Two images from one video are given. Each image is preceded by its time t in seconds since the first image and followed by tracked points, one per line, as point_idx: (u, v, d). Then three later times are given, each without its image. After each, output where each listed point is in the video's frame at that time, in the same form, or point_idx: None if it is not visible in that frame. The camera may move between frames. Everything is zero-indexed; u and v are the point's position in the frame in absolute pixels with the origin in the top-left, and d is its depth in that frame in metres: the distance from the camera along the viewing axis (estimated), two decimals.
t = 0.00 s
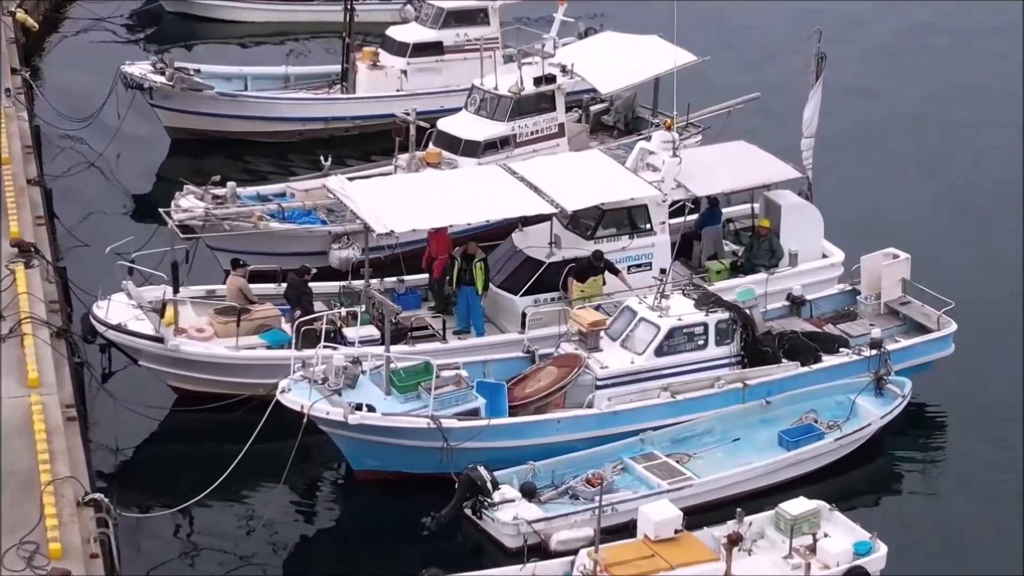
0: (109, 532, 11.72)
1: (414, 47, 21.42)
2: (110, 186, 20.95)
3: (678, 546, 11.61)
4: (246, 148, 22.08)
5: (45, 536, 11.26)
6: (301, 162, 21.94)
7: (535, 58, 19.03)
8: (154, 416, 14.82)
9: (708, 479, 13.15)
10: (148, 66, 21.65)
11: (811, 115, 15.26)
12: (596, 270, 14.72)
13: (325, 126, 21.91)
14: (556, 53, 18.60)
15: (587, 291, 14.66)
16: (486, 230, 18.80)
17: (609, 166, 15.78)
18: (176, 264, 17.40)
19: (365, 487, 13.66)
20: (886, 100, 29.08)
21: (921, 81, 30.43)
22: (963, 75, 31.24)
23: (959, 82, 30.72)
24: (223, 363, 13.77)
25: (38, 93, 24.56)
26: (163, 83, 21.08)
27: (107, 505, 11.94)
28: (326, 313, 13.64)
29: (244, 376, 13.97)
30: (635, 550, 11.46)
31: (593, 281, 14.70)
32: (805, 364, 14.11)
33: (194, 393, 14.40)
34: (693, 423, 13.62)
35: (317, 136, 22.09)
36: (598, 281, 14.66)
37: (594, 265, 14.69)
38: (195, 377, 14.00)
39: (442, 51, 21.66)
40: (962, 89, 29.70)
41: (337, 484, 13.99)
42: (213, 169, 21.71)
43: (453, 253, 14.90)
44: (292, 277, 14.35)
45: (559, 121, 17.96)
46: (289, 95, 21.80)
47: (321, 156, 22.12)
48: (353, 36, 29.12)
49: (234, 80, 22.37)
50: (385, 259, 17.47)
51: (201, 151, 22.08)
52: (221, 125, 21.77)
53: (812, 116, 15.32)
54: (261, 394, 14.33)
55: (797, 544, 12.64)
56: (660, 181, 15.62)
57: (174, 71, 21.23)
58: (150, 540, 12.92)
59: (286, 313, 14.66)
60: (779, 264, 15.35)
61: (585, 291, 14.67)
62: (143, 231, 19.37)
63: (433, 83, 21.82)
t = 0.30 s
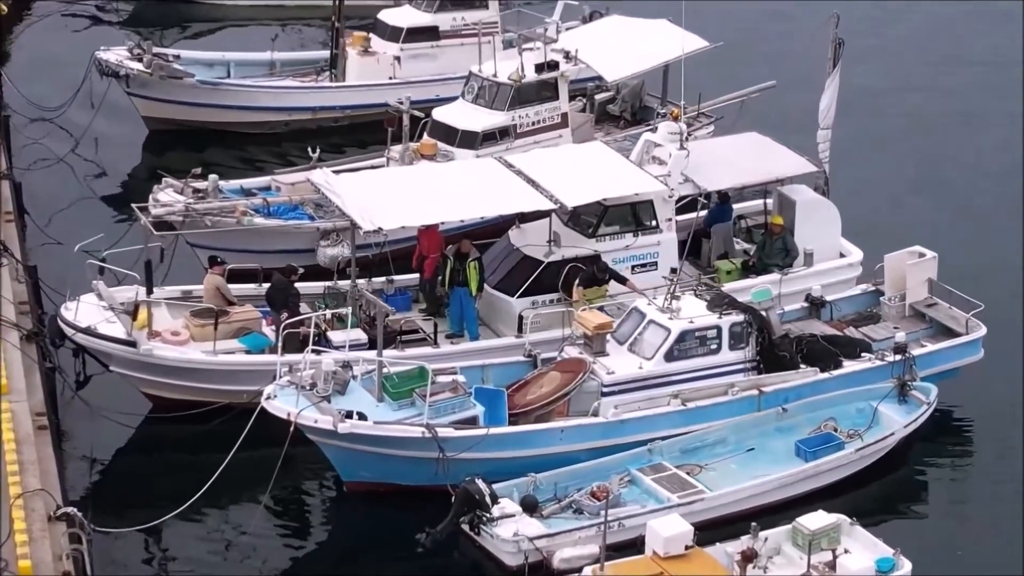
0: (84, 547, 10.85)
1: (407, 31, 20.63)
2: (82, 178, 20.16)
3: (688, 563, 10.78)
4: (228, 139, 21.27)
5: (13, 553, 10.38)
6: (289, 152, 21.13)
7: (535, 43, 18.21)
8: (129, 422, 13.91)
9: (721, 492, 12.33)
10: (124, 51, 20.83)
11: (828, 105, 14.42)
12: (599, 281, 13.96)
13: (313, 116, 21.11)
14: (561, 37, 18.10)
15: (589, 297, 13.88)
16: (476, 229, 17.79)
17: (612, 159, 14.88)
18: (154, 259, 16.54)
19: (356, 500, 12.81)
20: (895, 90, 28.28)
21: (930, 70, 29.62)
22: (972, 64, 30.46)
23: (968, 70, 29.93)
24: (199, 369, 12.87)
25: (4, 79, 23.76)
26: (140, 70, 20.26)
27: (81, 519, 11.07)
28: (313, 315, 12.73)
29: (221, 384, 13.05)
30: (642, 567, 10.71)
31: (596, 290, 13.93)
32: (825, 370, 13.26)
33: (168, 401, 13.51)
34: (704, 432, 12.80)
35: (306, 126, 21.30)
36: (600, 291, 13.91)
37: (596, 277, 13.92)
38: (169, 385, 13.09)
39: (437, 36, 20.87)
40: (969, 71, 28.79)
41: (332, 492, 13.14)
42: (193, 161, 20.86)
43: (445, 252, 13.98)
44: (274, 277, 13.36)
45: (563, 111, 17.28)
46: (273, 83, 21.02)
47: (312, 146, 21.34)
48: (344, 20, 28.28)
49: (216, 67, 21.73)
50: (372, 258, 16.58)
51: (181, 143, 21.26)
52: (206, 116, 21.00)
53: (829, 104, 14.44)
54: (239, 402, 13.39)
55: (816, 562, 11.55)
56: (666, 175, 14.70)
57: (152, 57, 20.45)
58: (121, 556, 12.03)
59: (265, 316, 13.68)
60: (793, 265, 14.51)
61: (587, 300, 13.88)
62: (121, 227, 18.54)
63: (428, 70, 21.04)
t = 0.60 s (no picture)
0: (55, 564, 10.14)
1: (401, 17, 19.93)
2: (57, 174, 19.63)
3: None
4: (213, 129, 20.60)
5: None
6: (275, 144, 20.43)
7: (536, 29, 17.52)
8: (104, 427, 13.16)
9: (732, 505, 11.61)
10: (102, 39, 20.08)
11: (844, 95, 13.70)
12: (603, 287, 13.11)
13: (302, 105, 20.42)
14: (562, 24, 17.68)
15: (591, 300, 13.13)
16: (471, 226, 16.98)
17: (616, 152, 14.09)
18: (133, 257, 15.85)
19: (348, 512, 12.09)
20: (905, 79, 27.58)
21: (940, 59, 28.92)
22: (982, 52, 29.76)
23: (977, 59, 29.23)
24: (178, 376, 12.11)
25: None
26: (118, 58, 19.49)
27: (53, 534, 10.36)
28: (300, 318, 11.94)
29: (204, 392, 12.30)
30: None
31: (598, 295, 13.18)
32: (844, 375, 12.58)
33: (143, 408, 12.67)
34: (716, 440, 12.12)
35: (294, 117, 20.61)
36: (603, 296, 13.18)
37: (600, 283, 13.09)
38: (148, 393, 12.35)
39: (433, 22, 20.18)
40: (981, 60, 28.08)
41: (319, 502, 12.38)
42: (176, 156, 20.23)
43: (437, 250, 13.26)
44: (257, 275, 12.61)
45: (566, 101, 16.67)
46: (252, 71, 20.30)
47: (292, 139, 20.58)
48: (338, 7, 27.57)
49: (198, 54, 21.14)
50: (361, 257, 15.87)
51: (162, 139, 20.63)
52: (190, 106, 20.28)
53: (846, 92, 13.70)
54: (215, 410, 12.57)
55: None
56: (672, 170, 13.94)
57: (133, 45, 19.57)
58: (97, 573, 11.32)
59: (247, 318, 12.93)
60: (806, 265, 13.74)
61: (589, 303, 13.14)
62: (98, 224, 17.97)
63: (426, 56, 20.40)
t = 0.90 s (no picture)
0: None
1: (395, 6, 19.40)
2: (37, 166, 19.21)
3: None
4: (199, 122, 20.08)
5: None
6: (264, 135, 19.94)
7: (536, 17, 16.95)
8: (80, 434, 12.56)
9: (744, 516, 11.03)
10: (80, 27, 19.56)
11: (859, 85, 13.10)
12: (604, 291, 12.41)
13: (290, 97, 19.85)
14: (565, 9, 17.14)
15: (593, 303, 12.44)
16: (466, 224, 16.32)
17: (618, 147, 13.44)
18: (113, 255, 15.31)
19: (339, 524, 11.49)
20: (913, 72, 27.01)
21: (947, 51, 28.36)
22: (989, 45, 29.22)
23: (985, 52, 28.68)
24: (157, 383, 11.52)
25: None
26: (97, 46, 19.07)
27: (26, 546, 9.78)
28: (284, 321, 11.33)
29: (186, 399, 11.71)
30: None
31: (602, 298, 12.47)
32: (860, 380, 12.00)
33: (119, 413, 12.08)
34: (726, 449, 11.54)
35: (282, 109, 20.02)
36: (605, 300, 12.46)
37: (603, 287, 12.40)
38: (126, 399, 11.75)
39: (429, 11, 19.66)
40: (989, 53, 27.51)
41: (308, 515, 11.75)
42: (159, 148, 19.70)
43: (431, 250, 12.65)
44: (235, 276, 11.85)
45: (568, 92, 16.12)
46: (247, 58, 19.76)
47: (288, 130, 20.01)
48: None
49: (182, 42, 20.56)
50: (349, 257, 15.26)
51: (147, 128, 20.16)
52: (175, 96, 19.78)
53: (861, 84, 13.11)
54: (195, 417, 11.97)
55: None
56: (677, 166, 13.24)
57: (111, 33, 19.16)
58: None
59: (230, 321, 12.33)
60: (819, 266, 13.13)
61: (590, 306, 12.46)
62: (80, 224, 17.35)
63: (419, 45, 19.84)
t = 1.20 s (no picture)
0: None
1: None
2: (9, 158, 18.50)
3: None
4: (179, 111, 19.42)
5: None
6: (249, 127, 19.24)
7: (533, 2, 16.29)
8: (48, 443, 11.82)
9: (760, 532, 10.32)
10: (53, 10, 18.76)
11: (877, 71, 12.39)
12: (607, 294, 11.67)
13: (275, 84, 19.32)
14: None
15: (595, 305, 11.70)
16: (460, 220, 15.50)
17: (621, 138, 12.62)
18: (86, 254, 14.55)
19: (328, 539, 10.77)
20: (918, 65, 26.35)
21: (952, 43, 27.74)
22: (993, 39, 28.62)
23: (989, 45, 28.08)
24: (130, 391, 10.79)
25: None
26: (71, 30, 18.30)
27: None
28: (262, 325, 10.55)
29: (162, 408, 10.95)
30: None
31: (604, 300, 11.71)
32: (882, 385, 11.34)
33: (90, 424, 11.34)
34: (740, 459, 10.84)
35: (268, 96, 19.47)
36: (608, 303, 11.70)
37: (604, 289, 11.66)
38: (97, 409, 11.01)
39: None
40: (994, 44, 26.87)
41: (296, 531, 11.02)
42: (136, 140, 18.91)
43: (423, 248, 11.91)
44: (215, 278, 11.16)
45: (570, 79, 15.49)
46: (236, 44, 19.18)
47: (266, 122, 19.40)
48: None
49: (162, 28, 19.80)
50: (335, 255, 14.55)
51: (125, 119, 19.42)
52: (152, 84, 19.12)
53: (881, 72, 12.39)
54: (169, 428, 11.20)
55: None
56: (684, 159, 12.53)
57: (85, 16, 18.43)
58: None
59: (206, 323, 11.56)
60: (836, 265, 12.41)
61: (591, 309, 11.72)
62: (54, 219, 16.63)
63: (413, 28, 19.36)
